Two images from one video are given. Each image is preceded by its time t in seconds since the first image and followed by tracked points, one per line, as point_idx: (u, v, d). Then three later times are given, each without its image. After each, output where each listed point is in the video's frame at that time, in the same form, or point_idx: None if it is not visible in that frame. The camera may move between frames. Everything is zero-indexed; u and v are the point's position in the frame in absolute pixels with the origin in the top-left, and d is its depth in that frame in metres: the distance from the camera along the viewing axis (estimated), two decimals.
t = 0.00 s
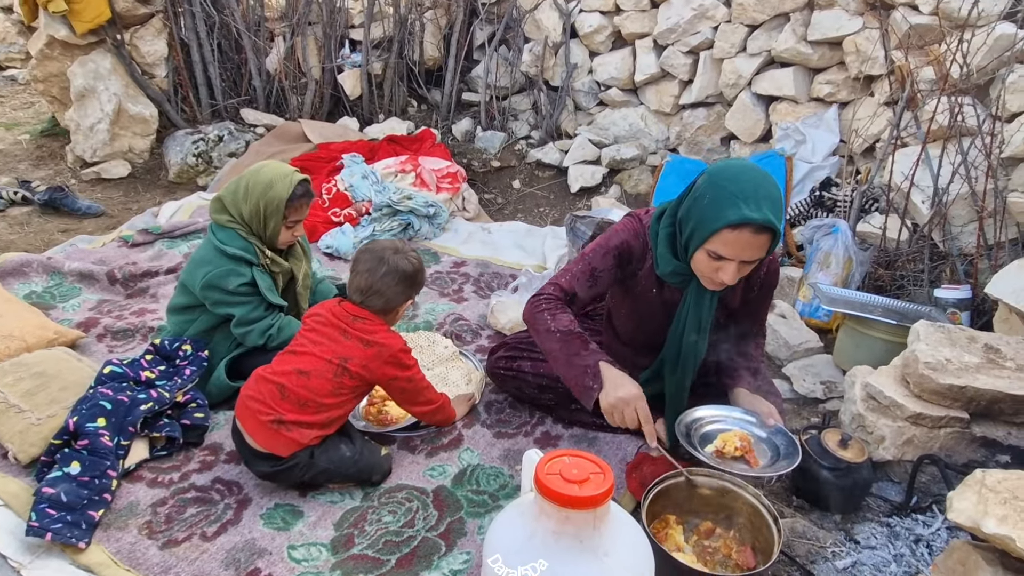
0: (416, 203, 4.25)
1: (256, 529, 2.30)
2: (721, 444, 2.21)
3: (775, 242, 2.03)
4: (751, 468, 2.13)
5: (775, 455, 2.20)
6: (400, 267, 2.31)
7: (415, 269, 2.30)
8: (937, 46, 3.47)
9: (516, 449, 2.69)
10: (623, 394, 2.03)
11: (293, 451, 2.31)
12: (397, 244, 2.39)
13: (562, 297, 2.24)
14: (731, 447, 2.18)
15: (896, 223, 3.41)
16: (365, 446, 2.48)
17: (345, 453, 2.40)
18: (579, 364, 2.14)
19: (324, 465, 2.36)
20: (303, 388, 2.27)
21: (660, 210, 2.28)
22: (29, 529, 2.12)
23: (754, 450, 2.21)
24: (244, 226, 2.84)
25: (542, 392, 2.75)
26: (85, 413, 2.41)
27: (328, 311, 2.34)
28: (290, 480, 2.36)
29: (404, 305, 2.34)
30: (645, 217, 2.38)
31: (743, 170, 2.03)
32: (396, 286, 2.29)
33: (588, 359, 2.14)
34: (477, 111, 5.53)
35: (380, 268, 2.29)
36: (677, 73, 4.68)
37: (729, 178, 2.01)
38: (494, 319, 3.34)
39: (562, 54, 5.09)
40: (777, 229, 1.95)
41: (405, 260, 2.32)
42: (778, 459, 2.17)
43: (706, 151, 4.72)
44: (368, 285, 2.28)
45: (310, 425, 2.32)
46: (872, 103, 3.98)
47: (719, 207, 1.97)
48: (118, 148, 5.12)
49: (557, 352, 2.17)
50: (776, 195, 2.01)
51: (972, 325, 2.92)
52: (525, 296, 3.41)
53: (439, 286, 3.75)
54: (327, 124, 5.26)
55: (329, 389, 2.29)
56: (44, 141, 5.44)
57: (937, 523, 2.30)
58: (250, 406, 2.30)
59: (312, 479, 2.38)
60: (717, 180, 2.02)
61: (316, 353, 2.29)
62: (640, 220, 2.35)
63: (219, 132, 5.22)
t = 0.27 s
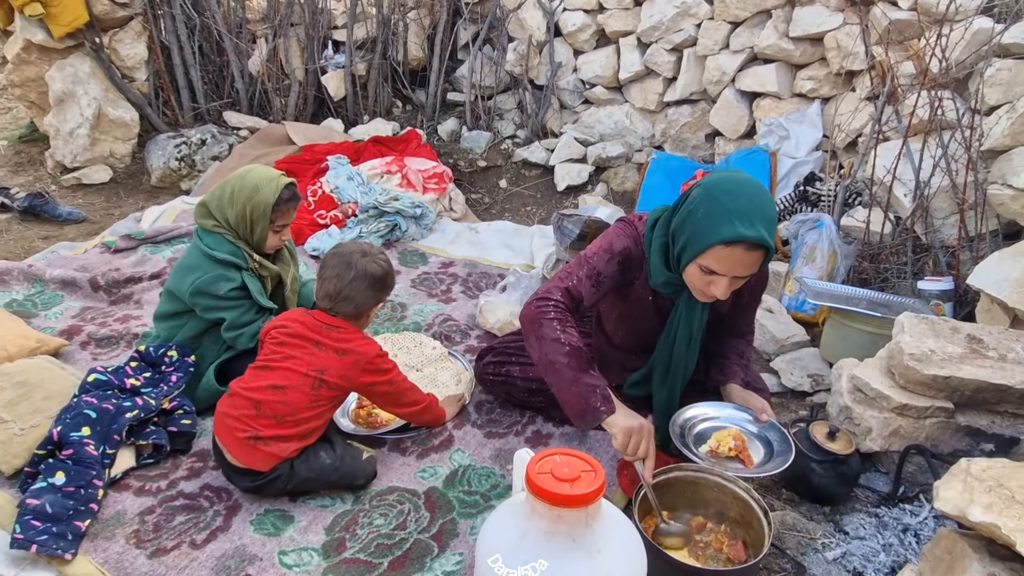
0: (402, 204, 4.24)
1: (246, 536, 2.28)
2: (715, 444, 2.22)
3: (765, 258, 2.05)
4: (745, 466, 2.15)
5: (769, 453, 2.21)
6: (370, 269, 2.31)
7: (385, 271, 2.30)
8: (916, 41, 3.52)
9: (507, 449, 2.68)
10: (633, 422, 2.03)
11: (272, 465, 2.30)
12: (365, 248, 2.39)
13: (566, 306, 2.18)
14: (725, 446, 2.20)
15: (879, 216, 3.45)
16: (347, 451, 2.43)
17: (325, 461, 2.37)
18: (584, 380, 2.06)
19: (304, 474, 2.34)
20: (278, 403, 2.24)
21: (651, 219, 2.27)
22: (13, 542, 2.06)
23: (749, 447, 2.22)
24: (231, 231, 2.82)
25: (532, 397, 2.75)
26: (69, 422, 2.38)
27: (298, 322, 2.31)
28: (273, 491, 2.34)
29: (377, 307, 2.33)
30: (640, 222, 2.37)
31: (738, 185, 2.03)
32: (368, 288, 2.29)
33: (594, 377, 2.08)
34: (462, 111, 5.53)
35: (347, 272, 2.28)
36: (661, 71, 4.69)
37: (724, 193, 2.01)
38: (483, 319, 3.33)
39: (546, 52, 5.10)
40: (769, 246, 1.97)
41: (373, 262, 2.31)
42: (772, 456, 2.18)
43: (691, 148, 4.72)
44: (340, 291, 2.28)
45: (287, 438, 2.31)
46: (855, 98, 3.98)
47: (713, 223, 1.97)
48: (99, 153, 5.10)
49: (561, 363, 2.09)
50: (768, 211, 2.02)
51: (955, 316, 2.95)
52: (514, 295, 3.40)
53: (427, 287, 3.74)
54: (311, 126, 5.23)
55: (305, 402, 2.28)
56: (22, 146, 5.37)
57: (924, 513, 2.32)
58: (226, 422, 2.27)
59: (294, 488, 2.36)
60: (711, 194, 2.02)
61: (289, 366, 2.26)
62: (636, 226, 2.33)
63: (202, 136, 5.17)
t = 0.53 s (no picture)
0: (389, 204, 4.23)
1: (234, 540, 2.25)
2: (706, 440, 2.23)
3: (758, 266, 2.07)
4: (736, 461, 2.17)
5: (761, 448, 2.23)
6: (313, 265, 2.22)
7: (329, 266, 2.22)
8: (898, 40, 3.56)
9: (496, 449, 2.68)
10: (632, 433, 1.96)
11: (248, 475, 2.29)
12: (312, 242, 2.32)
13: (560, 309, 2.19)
14: (716, 442, 2.21)
15: (863, 214, 3.49)
16: (325, 455, 2.41)
17: (303, 464, 2.35)
18: (580, 385, 2.08)
19: (283, 480, 2.32)
20: (242, 413, 2.21)
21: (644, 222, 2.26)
22: None
23: (740, 443, 2.24)
24: (225, 239, 2.79)
25: (521, 395, 2.75)
26: (52, 428, 2.35)
27: (248, 329, 2.24)
28: (254, 499, 2.34)
29: (327, 302, 2.26)
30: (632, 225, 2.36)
31: (733, 194, 2.03)
32: (313, 285, 2.21)
33: (590, 379, 2.09)
34: (449, 111, 5.53)
35: (291, 269, 2.21)
36: (647, 70, 4.71)
37: (719, 201, 2.02)
38: (471, 319, 3.33)
39: (532, 52, 5.11)
40: (763, 256, 1.99)
41: (316, 256, 2.24)
42: (763, 452, 2.20)
43: (678, 147, 4.75)
44: (285, 291, 2.21)
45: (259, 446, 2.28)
46: (838, 97, 4.02)
47: (708, 231, 1.98)
48: (80, 154, 5.05)
49: (556, 368, 2.11)
50: (762, 221, 2.04)
51: (938, 312, 2.99)
52: (501, 295, 3.40)
53: (415, 287, 3.73)
54: (296, 126, 5.19)
55: (269, 408, 2.24)
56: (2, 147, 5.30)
57: (909, 506, 2.35)
58: (196, 437, 2.26)
59: (275, 494, 2.35)
60: (706, 202, 2.02)
61: (248, 375, 2.20)
62: (627, 228, 2.32)
63: (185, 136, 5.13)
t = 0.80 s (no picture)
0: (376, 204, 4.21)
1: (218, 543, 2.23)
2: (696, 437, 2.26)
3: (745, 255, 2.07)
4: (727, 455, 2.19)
5: (749, 444, 2.25)
6: (243, 262, 2.19)
7: (259, 262, 2.18)
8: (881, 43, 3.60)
9: (484, 449, 2.68)
10: (644, 454, 1.94)
11: (214, 479, 2.26)
12: (247, 237, 2.28)
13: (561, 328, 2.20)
14: (705, 438, 2.24)
15: (847, 215, 3.53)
16: (292, 450, 2.35)
17: (266, 462, 2.30)
18: (591, 408, 2.06)
19: (249, 481, 2.28)
20: (195, 419, 2.19)
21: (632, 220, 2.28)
22: None
23: (728, 439, 2.26)
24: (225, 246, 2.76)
25: (508, 394, 2.74)
26: (32, 430, 2.31)
27: (194, 334, 2.22)
28: (225, 505, 2.30)
29: (264, 296, 2.23)
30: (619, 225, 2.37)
31: (717, 183, 2.05)
32: (245, 281, 2.18)
33: (602, 399, 2.06)
34: (437, 110, 5.53)
35: (223, 267, 2.18)
36: (634, 71, 4.73)
37: (704, 191, 2.03)
38: (458, 319, 3.32)
39: (520, 52, 5.13)
40: (749, 242, 1.99)
41: (246, 253, 2.19)
42: (752, 447, 2.22)
43: (665, 147, 4.78)
44: (219, 290, 2.19)
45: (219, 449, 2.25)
46: (822, 99, 4.07)
47: (693, 221, 1.99)
48: (62, 152, 5.01)
49: (568, 393, 2.10)
50: (747, 208, 2.04)
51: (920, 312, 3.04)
52: (489, 295, 3.39)
53: (403, 288, 3.72)
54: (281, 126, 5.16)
55: (221, 410, 2.21)
56: None
57: (892, 504, 2.37)
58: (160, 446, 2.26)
59: (245, 497, 2.30)
60: (691, 192, 2.03)
61: (197, 379, 2.18)
62: (615, 229, 2.34)
63: (169, 135, 5.09)
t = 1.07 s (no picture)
0: (363, 203, 4.19)
1: (203, 545, 2.21)
2: (683, 438, 2.27)
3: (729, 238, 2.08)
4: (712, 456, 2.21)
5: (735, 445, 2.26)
6: (199, 262, 2.16)
7: (217, 259, 2.15)
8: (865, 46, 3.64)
9: (472, 449, 2.67)
10: (609, 452, 1.98)
11: (199, 472, 2.24)
12: (204, 232, 2.24)
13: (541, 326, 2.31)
14: (691, 439, 2.25)
15: (831, 216, 3.58)
16: (276, 441, 2.33)
17: (251, 453, 2.28)
18: (560, 406, 2.16)
19: (233, 473, 2.26)
20: (178, 412, 2.17)
21: (617, 211, 2.30)
22: None
23: (715, 440, 2.27)
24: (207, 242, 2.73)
25: (496, 393, 2.74)
26: (12, 433, 2.27)
27: (165, 332, 2.20)
28: (210, 499, 2.28)
29: (227, 292, 2.21)
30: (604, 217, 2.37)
31: (699, 169, 2.06)
32: (202, 279, 2.16)
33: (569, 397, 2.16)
34: (424, 110, 5.53)
35: (180, 267, 2.17)
36: (621, 72, 4.75)
37: (686, 177, 2.04)
38: (446, 319, 3.32)
39: (508, 52, 5.14)
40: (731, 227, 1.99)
41: (200, 252, 2.16)
42: (738, 449, 2.23)
43: (652, 148, 4.79)
44: (181, 288, 2.17)
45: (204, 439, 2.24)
46: (807, 101, 4.11)
47: (675, 206, 2.00)
48: (42, 150, 4.95)
49: (541, 388, 2.22)
50: (729, 194, 2.05)
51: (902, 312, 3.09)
52: (476, 295, 3.40)
53: (390, 288, 3.70)
54: (267, 124, 5.13)
55: (205, 401, 2.21)
56: None
57: (875, 502, 2.40)
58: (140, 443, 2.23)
59: (229, 491, 2.28)
60: (673, 178, 2.05)
61: (175, 374, 2.17)
62: (599, 222, 2.34)
63: (152, 133, 5.05)
